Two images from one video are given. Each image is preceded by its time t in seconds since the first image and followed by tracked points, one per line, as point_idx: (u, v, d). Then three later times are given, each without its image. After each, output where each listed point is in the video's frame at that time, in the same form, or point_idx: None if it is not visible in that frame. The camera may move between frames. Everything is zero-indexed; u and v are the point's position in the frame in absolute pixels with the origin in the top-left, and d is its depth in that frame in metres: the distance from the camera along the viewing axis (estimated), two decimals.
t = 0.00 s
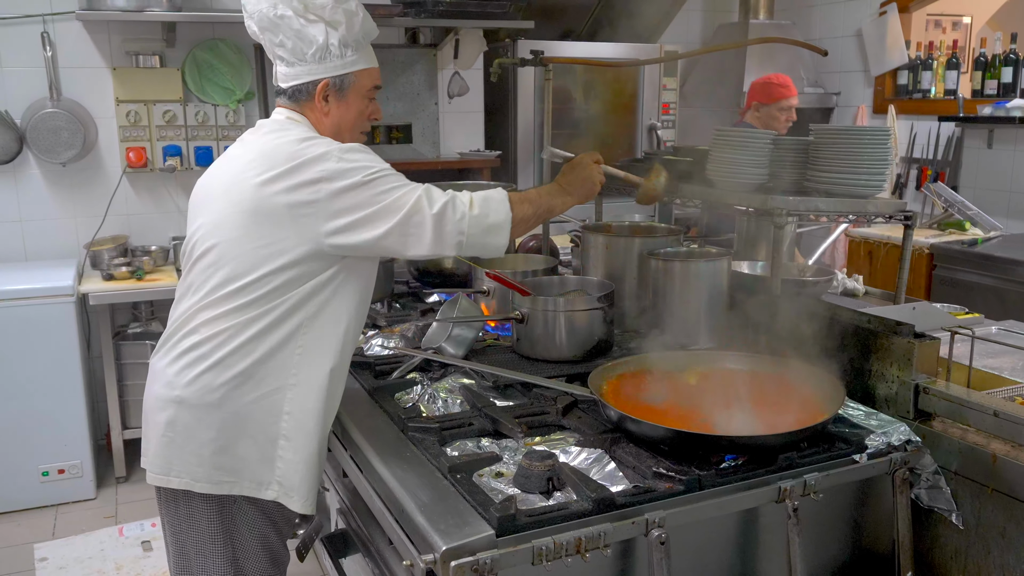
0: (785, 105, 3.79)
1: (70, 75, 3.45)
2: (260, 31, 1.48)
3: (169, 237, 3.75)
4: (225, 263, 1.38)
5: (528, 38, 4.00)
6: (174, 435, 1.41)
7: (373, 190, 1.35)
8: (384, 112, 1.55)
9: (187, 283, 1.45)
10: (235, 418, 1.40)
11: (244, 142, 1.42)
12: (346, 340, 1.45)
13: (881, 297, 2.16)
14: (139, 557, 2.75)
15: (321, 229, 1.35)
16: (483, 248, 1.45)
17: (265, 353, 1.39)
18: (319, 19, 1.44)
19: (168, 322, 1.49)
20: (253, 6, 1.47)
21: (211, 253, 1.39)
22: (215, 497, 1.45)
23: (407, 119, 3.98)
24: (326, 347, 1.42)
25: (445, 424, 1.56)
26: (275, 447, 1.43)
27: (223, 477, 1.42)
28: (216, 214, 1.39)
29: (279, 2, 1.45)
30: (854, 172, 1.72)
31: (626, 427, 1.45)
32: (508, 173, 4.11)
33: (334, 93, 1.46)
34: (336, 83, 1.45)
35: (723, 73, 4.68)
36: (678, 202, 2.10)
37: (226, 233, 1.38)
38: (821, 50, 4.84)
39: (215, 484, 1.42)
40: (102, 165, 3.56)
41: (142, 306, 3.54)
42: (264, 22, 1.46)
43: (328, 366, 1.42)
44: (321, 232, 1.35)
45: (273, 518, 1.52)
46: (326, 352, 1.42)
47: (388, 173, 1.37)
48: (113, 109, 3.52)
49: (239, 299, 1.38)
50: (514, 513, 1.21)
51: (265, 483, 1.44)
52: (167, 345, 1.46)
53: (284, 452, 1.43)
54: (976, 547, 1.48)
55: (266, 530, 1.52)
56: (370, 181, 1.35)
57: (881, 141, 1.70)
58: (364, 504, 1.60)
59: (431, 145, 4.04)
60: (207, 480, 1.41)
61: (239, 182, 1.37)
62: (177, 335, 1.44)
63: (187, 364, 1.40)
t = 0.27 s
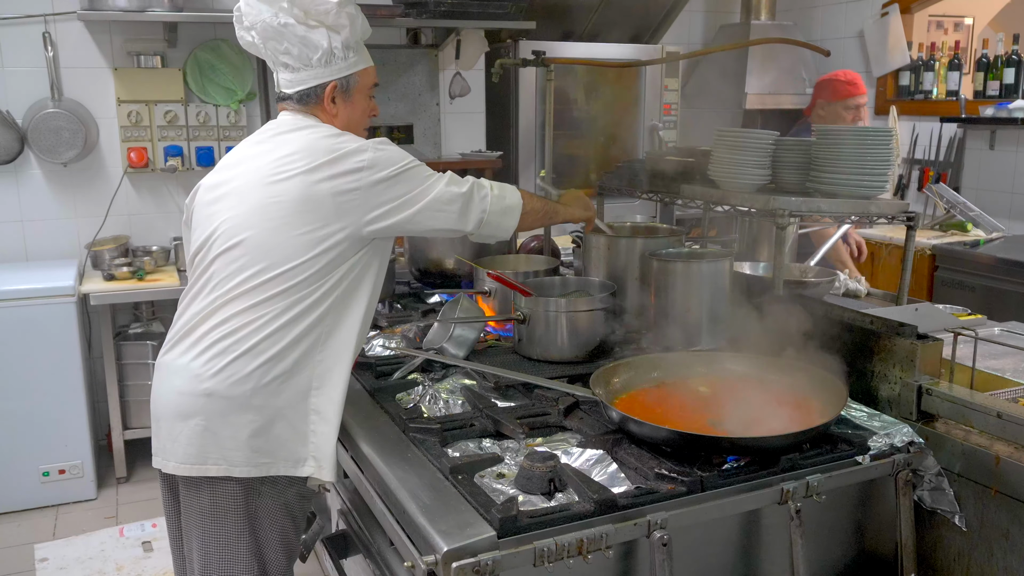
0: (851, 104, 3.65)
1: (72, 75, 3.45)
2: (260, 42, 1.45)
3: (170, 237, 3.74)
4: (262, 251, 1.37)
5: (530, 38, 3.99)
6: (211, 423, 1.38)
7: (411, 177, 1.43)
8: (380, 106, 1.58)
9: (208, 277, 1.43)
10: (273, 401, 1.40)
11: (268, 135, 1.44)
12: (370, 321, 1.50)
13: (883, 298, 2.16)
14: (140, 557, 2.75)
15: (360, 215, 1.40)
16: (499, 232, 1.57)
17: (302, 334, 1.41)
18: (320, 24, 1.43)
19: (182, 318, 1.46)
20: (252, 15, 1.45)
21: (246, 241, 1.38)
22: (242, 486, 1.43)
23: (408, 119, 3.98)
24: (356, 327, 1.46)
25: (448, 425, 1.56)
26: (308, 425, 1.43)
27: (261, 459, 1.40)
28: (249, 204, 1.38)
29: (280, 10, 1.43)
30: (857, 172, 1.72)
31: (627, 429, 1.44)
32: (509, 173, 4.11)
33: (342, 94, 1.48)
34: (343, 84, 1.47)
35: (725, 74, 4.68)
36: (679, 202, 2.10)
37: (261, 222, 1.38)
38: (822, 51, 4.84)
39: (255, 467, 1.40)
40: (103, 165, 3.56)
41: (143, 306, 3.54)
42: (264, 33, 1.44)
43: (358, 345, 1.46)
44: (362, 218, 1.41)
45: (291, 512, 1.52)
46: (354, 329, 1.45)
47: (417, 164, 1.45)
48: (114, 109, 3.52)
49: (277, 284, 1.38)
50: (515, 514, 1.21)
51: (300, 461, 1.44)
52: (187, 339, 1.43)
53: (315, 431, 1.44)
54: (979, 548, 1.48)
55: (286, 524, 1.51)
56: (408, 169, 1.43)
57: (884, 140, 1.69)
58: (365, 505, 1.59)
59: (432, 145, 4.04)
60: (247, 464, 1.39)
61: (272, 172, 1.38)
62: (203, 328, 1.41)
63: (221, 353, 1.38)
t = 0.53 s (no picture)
0: (936, 113, 3.37)
1: (72, 75, 3.45)
2: (261, 42, 1.45)
3: (169, 237, 3.74)
4: (266, 251, 1.37)
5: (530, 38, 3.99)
6: (219, 422, 1.38)
7: (413, 182, 1.43)
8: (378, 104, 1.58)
9: (213, 275, 1.42)
10: (279, 399, 1.40)
11: (271, 133, 1.43)
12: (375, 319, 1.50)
13: (883, 299, 2.16)
14: (139, 557, 2.74)
15: (363, 216, 1.40)
16: (497, 243, 1.58)
17: (308, 333, 1.40)
18: (319, 22, 1.43)
19: (188, 317, 1.46)
20: (252, 12, 1.45)
21: (250, 241, 1.37)
22: (251, 480, 1.43)
23: (408, 120, 3.98)
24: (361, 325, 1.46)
25: (448, 425, 1.56)
26: (313, 425, 1.43)
27: (268, 456, 1.41)
28: (252, 203, 1.38)
29: (280, 8, 1.43)
30: (858, 173, 1.71)
31: (627, 430, 1.44)
32: (509, 174, 4.11)
33: (342, 91, 1.48)
34: (343, 82, 1.47)
35: (726, 74, 4.68)
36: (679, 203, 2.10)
37: (265, 221, 1.37)
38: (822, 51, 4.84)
39: (262, 464, 1.40)
40: (103, 164, 3.56)
41: (143, 306, 3.54)
42: (264, 31, 1.44)
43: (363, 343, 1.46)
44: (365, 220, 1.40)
45: (298, 509, 1.52)
46: (359, 327, 1.45)
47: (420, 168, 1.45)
48: (114, 109, 3.52)
49: (283, 283, 1.37)
50: (515, 515, 1.20)
51: (306, 458, 1.44)
52: (194, 338, 1.43)
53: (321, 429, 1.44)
54: (980, 550, 1.47)
55: (294, 521, 1.51)
56: (411, 174, 1.43)
57: (884, 142, 1.69)
58: (365, 506, 1.59)
59: (433, 145, 4.04)
60: (254, 461, 1.40)
61: (276, 171, 1.37)
62: (208, 327, 1.41)
63: (228, 352, 1.38)
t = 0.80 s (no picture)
0: None
1: (71, 75, 3.45)
2: (259, 33, 1.46)
3: (169, 237, 3.74)
4: (244, 255, 1.37)
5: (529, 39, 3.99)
6: (198, 425, 1.39)
7: (394, 187, 1.40)
8: (379, 105, 1.57)
9: (201, 278, 1.44)
10: (256, 405, 1.39)
11: (256, 137, 1.43)
12: (360, 325, 1.48)
13: (882, 299, 2.16)
14: (138, 557, 2.74)
15: (341, 222, 1.38)
16: (491, 250, 1.55)
17: (285, 340, 1.39)
18: (317, 17, 1.43)
19: (178, 319, 1.48)
20: (251, 6, 1.45)
21: (230, 246, 1.38)
22: (231, 487, 1.43)
23: (407, 120, 3.98)
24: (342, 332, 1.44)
25: (446, 426, 1.56)
26: (293, 434, 1.43)
27: (244, 464, 1.40)
28: (233, 208, 1.38)
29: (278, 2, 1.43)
30: (857, 171, 1.71)
31: (625, 430, 1.44)
32: (508, 174, 4.11)
33: (337, 88, 1.47)
34: (338, 79, 1.46)
35: (725, 75, 4.67)
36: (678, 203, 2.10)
37: (244, 226, 1.37)
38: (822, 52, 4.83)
39: (236, 472, 1.40)
40: (103, 164, 3.56)
41: (142, 306, 3.54)
42: (263, 24, 1.44)
43: (343, 350, 1.44)
44: (342, 225, 1.38)
45: (287, 512, 1.51)
46: (342, 334, 1.43)
47: (403, 172, 1.42)
48: (113, 109, 3.52)
49: (260, 289, 1.37)
50: (513, 516, 1.20)
51: (284, 468, 1.43)
52: (181, 340, 1.44)
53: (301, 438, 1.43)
54: (978, 551, 1.47)
55: (280, 524, 1.51)
56: (392, 178, 1.40)
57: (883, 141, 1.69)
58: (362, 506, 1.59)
59: (432, 146, 4.04)
60: (228, 468, 1.39)
61: (255, 175, 1.37)
62: (193, 329, 1.43)
63: (208, 356, 1.39)
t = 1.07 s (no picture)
0: None
1: (71, 76, 3.45)
2: (269, 27, 1.49)
3: (169, 237, 3.74)
4: (224, 265, 1.37)
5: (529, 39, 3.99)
6: (177, 433, 1.40)
7: (360, 197, 1.31)
8: (385, 116, 1.53)
9: (192, 281, 1.45)
10: (235, 420, 1.39)
11: (246, 142, 1.42)
12: (346, 344, 1.44)
13: (882, 300, 2.16)
14: (138, 558, 2.74)
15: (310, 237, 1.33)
16: (466, 268, 1.37)
17: (264, 355, 1.38)
18: (323, 17, 1.43)
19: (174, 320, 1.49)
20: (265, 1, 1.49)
21: (212, 253, 1.38)
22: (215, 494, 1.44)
23: (407, 120, 3.98)
24: (325, 352, 1.41)
25: (446, 426, 1.56)
26: (274, 452, 1.42)
27: (219, 477, 1.40)
28: (216, 216, 1.38)
29: None
30: (858, 171, 1.71)
31: (625, 430, 1.44)
32: (508, 175, 4.11)
33: (330, 90, 1.45)
34: (332, 80, 1.44)
35: (725, 75, 4.68)
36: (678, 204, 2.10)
37: (224, 235, 1.37)
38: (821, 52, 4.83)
39: (211, 484, 1.40)
40: (103, 165, 3.56)
41: (142, 306, 3.54)
42: (273, 19, 1.47)
43: (327, 371, 1.42)
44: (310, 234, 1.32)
45: (276, 517, 1.51)
46: (328, 354, 1.42)
47: (375, 183, 1.33)
48: (113, 109, 3.52)
49: (241, 301, 1.37)
50: (513, 516, 1.21)
51: (261, 485, 1.43)
52: (173, 342, 1.46)
53: (282, 456, 1.43)
54: (978, 551, 1.47)
55: (271, 529, 1.51)
56: (358, 187, 1.31)
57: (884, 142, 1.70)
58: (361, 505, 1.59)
59: (432, 146, 4.04)
60: (205, 479, 1.40)
61: (235, 184, 1.36)
62: (182, 335, 1.44)
63: (191, 363, 1.40)
